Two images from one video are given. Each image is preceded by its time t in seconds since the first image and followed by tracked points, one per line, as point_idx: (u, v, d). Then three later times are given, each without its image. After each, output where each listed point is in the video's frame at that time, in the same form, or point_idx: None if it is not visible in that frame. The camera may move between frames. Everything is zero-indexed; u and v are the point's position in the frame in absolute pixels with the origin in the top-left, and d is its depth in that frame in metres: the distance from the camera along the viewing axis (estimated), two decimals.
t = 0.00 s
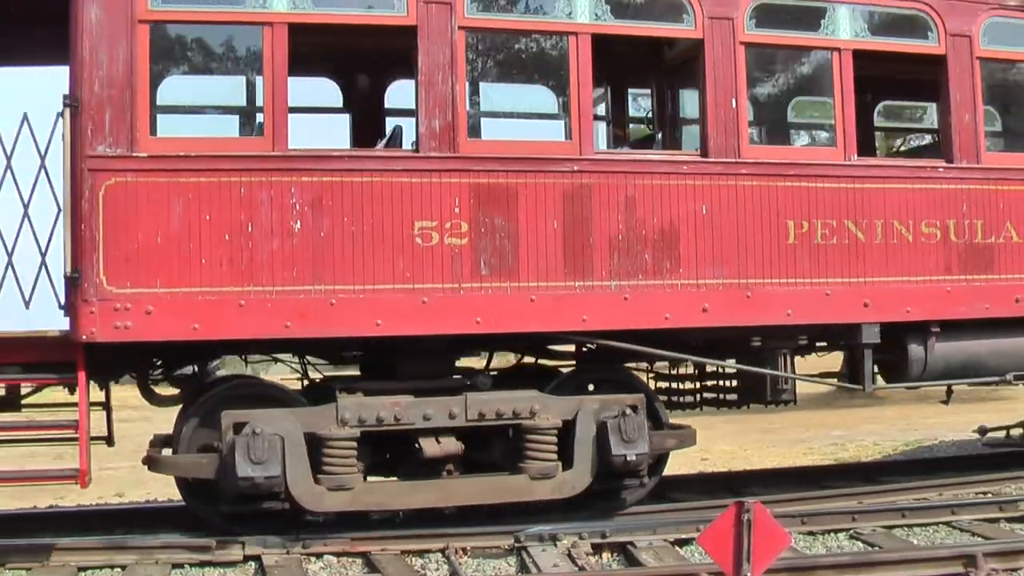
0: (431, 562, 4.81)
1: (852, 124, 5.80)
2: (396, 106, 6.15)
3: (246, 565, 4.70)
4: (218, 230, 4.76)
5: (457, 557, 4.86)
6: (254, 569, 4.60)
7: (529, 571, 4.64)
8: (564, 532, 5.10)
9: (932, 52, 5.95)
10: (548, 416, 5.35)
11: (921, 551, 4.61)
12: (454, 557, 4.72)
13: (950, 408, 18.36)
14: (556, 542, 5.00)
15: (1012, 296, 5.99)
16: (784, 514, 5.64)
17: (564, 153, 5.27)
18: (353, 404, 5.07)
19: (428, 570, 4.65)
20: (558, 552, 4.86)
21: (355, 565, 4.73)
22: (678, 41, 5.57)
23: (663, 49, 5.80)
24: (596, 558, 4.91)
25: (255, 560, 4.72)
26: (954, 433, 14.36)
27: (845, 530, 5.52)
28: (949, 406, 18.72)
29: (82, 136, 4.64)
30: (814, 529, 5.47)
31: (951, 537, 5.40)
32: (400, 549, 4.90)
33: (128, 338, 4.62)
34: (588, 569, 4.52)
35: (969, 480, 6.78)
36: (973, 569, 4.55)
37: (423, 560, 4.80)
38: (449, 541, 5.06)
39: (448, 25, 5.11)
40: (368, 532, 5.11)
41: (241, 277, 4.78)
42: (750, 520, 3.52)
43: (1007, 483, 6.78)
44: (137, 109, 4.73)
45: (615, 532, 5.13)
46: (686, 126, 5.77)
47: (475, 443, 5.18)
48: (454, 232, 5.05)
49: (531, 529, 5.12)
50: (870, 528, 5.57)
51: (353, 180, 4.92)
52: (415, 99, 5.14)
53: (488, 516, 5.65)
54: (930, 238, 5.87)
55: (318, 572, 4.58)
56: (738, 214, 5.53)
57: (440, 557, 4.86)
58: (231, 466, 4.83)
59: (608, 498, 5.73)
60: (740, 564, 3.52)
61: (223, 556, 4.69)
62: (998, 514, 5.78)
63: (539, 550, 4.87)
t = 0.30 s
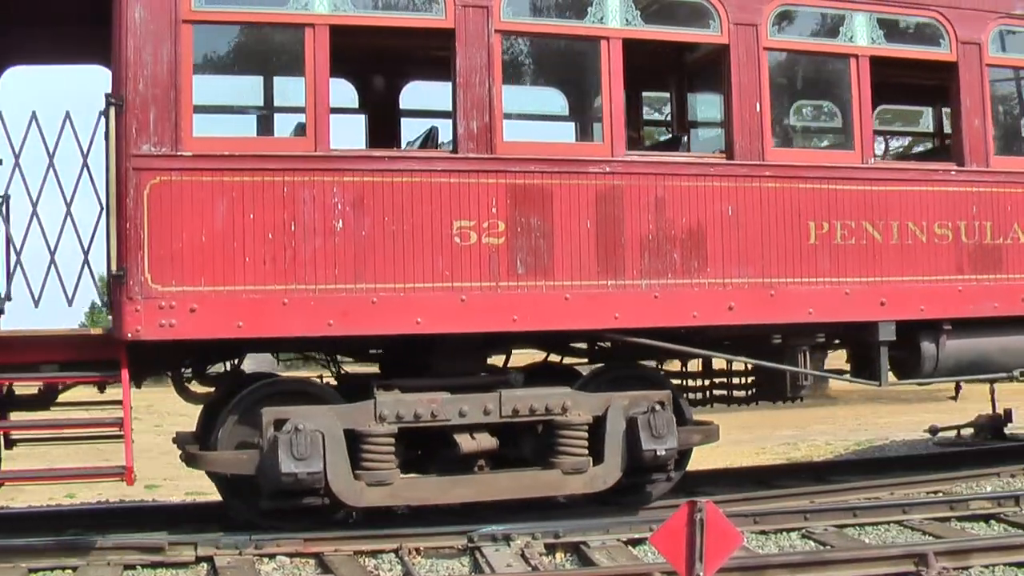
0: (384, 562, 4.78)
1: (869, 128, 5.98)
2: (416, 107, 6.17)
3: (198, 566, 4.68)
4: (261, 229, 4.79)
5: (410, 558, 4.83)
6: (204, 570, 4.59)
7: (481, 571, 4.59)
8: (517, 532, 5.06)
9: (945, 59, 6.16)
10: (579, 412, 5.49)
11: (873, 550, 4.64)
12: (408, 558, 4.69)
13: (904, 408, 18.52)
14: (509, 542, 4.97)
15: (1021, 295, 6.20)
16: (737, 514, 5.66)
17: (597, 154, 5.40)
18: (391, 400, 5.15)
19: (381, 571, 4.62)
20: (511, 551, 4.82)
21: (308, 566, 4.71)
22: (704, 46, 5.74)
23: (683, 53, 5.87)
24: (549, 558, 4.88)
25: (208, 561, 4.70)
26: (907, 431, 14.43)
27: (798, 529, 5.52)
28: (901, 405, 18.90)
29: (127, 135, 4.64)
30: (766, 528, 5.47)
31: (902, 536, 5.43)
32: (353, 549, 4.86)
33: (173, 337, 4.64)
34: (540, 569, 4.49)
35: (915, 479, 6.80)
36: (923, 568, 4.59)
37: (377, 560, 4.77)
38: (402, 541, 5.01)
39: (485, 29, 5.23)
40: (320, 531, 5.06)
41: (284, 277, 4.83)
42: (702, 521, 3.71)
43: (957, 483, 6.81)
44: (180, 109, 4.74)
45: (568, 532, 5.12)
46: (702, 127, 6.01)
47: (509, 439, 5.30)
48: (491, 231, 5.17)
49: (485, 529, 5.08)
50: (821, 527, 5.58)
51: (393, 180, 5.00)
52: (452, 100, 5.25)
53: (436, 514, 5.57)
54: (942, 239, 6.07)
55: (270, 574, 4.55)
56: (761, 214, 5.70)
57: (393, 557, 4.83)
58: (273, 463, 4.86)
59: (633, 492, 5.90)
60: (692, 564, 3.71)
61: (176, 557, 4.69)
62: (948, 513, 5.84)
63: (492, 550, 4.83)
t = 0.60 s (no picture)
0: (333, 562, 4.72)
1: (878, 132, 6.20)
2: (426, 108, 6.03)
3: (145, 566, 4.60)
4: (299, 227, 4.85)
5: (360, 557, 4.76)
6: (152, 570, 4.52)
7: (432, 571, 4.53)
8: (466, 531, 5.01)
9: (948, 66, 6.41)
10: (602, 407, 5.64)
11: (819, 549, 4.64)
12: (356, 557, 4.62)
13: (846, 408, 18.54)
14: (459, 541, 4.92)
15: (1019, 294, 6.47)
16: (685, 513, 5.61)
17: (622, 156, 5.57)
18: (422, 395, 5.24)
19: (329, 571, 4.55)
20: (461, 551, 4.78)
21: (257, 566, 4.65)
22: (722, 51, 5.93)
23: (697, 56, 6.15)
24: (499, 557, 4.83)
25: (155, 561, 4.62)
26: (854, 431, 14.56)
27: (745, 528, 5.51)
28: (847, 404, 19.05)
29: (167, 133, 4.67)
30: (715, 528, 5.44)
31: (851, 534, 5.46)
32: (302, 548, 4.79)
33: (212, 333, 4.67)
34: (489, 568, 4.43)
35: (861, 478, 6.77)
36: (870, 566, 4.62)
37: (325, 560, 4.70)
38: (349, 541, 4.94)
39: (515, 32, 5.39)
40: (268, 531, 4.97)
41: (322, 274, 4.90)
42: (651, 520, 3.61)
43: (903, 482, 6.78)
44: (219, 108, 4.78)
45: (517, 532, 5.08)
46: (716, 131, 6.24)
47: (537, 433, 5.43)
48: (521, 231, 5.32)
49: (433, 528, 5.03)
50: (769, 527, 5.57)
51: (427, 180, 5.11)
52: (482, 102, 5.40)
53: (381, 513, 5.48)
54: (946, 240, 6.31)
55: (218, 573, 4.49)
56: (777, 215, 5.89)
57: (342, 557, 4.76)
58: (308, 457, 4.90)
59: (651, 485, 6.07)
60: (641, 563, 3.62)
61: (122, 557, 4.61)
62: (895, 511, 5.86)
63: (442, 549, 4.78)
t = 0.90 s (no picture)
0: (276, 564, 4.69)
1: (877, 138, 6.44)
2: (427, 111, 5.89)
3: (87, 568, 4.57)
4: (329, 227, 4.93)
5: (303, 559, 4.73)
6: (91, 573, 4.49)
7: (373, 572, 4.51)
8: (410, 532, 4.99)
9: (943, 75, 6.67)
10: (616, 404, 5.82)
11: (762, 549, 4.63)
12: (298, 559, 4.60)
13: (811, 406, 18.83)
14: (402, 542, 4.89)
15: (1009, 295, 6.75)
16: (628, 513, 5.58)
17: (637, 160, 5.76)
18: (445, 393, 5.36)
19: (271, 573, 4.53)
20: (403, 552, 4.74)
21: (199, 567, 4.62)
22: (732, 59, 6.13)
23: (702, 64, 6.21)
24: (441, 558, 4.81)
25: (96, 563, 4.59)
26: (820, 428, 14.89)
27: (688, 529, 5.49)
28: (822, 400, 19.46)
29: (200, 134, 4.72)
30: (658, 528, 5.41)
31: (793, 535, 5.42)
32: (245, 550, 4.76)
33: (245, 331, 4.72)
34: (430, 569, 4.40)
35: (805, 479, 6.77)
36: (812, 567, 4.62)
37: (267, 562, 4.68)
38: (292, 542, 4.90)
39: (536, 39, 5.55)
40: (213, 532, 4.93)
41: (351, 274, 4.98)
42: (593, 520, 3.58)
43: (844, 482, 6.80)
44: (251, 109, 4.82)
45: (460, 531, 5.03)
46: (721, 136, 6.47)
47: (556, 429, 5.60)
48: (543, 232, 5.50)
49: (377, 529, 5.00)
50: (711, 527, 5.55)
51: (453, 182, 5.24)
52: (505, 107, 5.55)
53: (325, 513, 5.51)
54: (941, 243, 6.56)
55: None
56: (782, 218, 6.11)
57: (285, 558, 4.74)
58: (338, 454, 4.97)
59: (659, 480, 6.29)
60: (584, 563, 3.58)
61: (65, 558, 4.60)
62: (837, 512, 5.80)
63: (384, 551, 4.75)
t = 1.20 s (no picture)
0: (210, 565, 4.65)
1: (865, 145, 6.71)
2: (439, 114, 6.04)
3: (18, 570, 4.48)
4: (349, 228, 5.04)
5: (237, 560, 4.70)
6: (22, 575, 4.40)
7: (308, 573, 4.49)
8: (347, 532, 4.97)
9: (927, 85, 6.96)
10: (619, 400, 6.01)
11: (697, 549, 4.65)
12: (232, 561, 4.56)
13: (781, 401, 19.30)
14: (338, 542, 4.88)
15: (986, 296, 7.08)
16: (565, 513, 5.58)
17: (640, 163, 5.95)
18: (457, 390, 5.50)
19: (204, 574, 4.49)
20: (340, 553, 4.73)
21: (133, 569, 4.57)
22: (730, 67, 6.34)
23: (697, 70, 6.53)
24: (377, 559, 4.81)
25: (28, 565, 4.50)
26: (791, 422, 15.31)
27: (624, 529, 5.49)
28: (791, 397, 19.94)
29: (225, 135, 4.78)
30: (594, 528, 5.43)
31: (727, 534, 5.45)
32: (180, 551, 4.71)
33: (268, 329, 4.79)
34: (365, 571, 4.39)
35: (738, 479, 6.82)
36: (746, 566, 4.65)
37: (201, 564, 4.63)
38: (228, 542, 4.85)
39: (546, 46, 5.72)
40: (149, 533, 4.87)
41: (369, 274, 5.09)
42: (530, 520, 3.50)
43: (780, 483, 6.85)
44: (274, 111, 4.91)
45: (396, 531, 5.02)
46: (716, 142, 6.68)
47: (565, 424, 5.76)
48: (552, 233, 5.66)
49: (313, 530, 4.97)
50: (647, 527, 5.56)
51: (467, 184, 5.38)
52: (516, 111, 5.70)
53: (261, 513, 5.55)
54: (925, 245, 6.85)
55: None
56: (777, 221, 6.35)
57: (219, 559, 4.70)
58: (357, 449, 5.06)
59: (656, 475, 6.51)
60: (520, 563, 3.51)
61: None
62: (771, 512, 5.86)
63: (320, 551, 4.73)
